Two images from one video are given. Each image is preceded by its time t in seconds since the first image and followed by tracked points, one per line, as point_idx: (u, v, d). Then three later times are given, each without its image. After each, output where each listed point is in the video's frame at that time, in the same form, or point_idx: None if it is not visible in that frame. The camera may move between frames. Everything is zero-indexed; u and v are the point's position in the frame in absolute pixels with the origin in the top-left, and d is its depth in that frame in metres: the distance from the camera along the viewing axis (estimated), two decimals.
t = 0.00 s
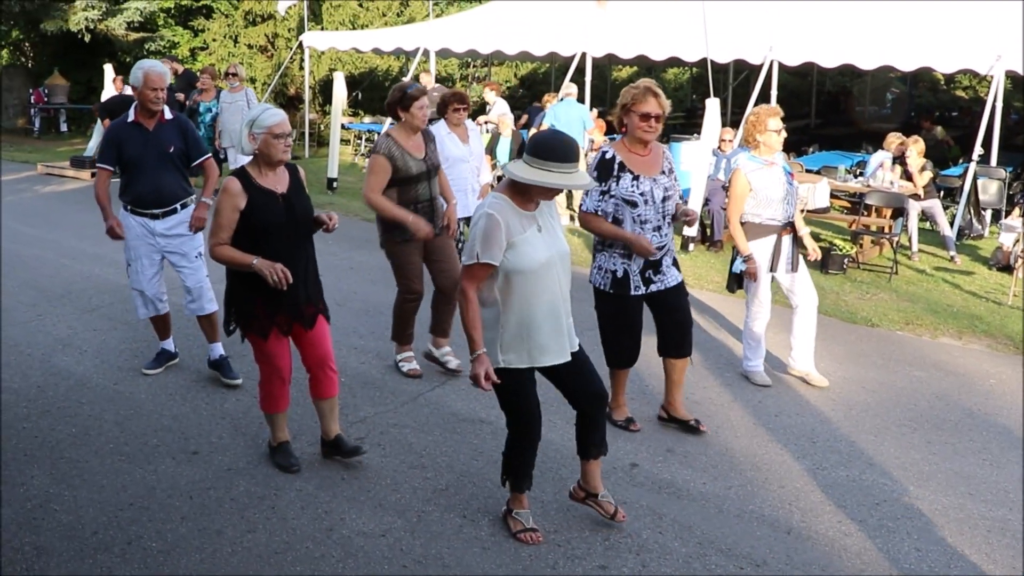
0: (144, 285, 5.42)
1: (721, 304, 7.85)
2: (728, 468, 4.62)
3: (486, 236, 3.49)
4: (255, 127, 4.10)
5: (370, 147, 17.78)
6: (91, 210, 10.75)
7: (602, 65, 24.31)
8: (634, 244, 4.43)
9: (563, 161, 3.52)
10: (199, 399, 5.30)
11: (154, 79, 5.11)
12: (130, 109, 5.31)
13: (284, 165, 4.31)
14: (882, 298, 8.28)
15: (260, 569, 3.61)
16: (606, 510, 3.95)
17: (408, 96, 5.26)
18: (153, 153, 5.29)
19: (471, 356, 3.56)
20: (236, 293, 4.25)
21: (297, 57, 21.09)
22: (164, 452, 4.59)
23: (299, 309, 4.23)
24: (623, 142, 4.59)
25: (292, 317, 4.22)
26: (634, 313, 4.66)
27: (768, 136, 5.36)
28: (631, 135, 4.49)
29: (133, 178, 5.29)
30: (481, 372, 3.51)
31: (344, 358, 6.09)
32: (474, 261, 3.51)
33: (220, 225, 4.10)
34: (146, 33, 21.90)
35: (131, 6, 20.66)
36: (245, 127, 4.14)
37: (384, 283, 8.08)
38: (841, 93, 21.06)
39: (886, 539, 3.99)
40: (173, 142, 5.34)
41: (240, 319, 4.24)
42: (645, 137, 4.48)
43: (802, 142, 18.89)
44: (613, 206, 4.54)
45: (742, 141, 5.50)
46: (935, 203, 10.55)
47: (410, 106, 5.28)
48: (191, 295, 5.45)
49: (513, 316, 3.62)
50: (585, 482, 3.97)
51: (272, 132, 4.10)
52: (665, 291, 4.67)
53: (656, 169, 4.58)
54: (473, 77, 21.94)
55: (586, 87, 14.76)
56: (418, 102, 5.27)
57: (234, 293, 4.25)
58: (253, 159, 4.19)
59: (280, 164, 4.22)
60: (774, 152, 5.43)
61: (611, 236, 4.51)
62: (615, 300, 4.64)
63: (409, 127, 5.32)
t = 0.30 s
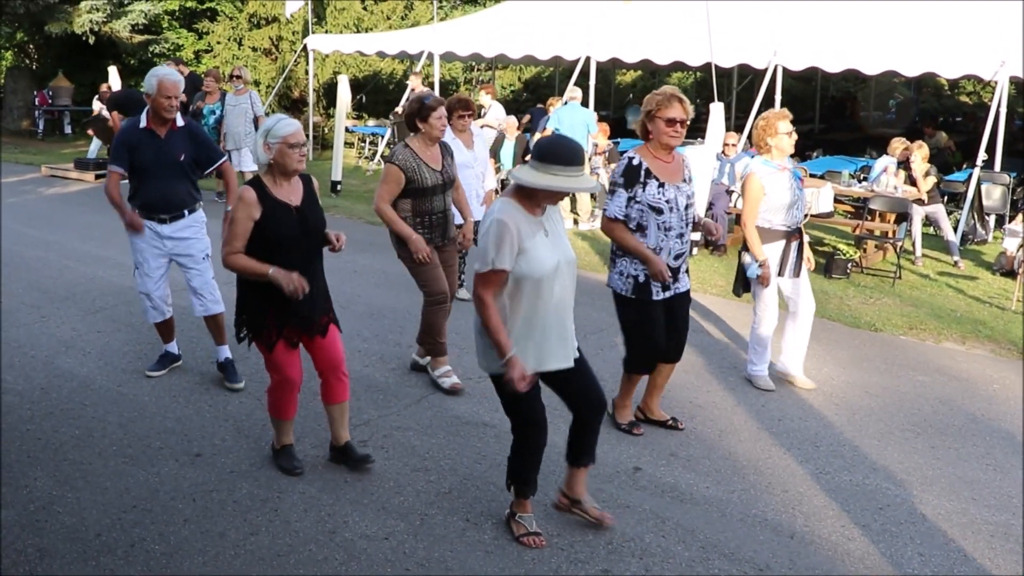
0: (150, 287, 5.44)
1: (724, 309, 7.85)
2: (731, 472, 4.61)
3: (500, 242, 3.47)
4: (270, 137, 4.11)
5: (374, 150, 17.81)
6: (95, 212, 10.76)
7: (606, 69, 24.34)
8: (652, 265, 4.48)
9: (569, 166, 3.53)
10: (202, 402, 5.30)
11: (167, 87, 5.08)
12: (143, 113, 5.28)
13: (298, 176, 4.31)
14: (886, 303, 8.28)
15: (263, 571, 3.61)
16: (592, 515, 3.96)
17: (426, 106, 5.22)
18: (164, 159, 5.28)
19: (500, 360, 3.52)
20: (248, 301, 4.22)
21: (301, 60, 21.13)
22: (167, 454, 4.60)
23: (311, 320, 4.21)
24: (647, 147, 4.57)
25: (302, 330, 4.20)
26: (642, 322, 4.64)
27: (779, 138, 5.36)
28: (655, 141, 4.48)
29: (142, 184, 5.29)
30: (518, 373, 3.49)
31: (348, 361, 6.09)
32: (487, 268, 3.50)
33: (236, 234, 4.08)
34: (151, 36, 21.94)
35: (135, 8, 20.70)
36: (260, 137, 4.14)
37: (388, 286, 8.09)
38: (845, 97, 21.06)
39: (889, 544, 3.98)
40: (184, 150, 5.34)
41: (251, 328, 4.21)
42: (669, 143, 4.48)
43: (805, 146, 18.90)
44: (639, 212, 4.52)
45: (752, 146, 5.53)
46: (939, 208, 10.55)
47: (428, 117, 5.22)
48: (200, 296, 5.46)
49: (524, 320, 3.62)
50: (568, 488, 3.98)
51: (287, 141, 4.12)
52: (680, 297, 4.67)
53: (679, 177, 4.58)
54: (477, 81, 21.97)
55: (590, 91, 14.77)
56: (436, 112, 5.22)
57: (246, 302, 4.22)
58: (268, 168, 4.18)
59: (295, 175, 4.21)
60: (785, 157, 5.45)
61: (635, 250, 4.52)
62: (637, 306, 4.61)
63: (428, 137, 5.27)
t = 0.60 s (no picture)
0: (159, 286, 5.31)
1: (726, 308, 7.85)
2: (734, 472, 4.61)
3: (509, 236, 3.49)
4: (282, 131, 4.11)
5: (376, 150, 17.81)
6: (96, 213, 10.77)
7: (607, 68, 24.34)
8: (681, 236, 4.44)
9: (580, 163, 3.51)
10: (204, 402, 5.30)
11: (191, 82, 5.07)
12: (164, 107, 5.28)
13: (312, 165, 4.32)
14: (888, 302, 8.27)
15: (265, 572, 3.61)
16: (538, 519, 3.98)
17: (432, 101, 5.22)
18: (185, 154, 5.29)
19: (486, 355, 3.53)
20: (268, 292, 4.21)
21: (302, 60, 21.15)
22: (169, 455, 4.60)
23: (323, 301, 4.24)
24: (660, 142, 4.56)
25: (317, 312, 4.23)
26: (662, 316, 4.60)
27: (790, 136, 5.36)
28: (668, 137, 4.47)
29: (161, 177, 5.26)
30: (497, 370, 3.48)
31: (350, 361, 6.09)
32: (494, 261, 3.51)
33: (253, 226, 4.10)
34: (152, 36, 21.96)
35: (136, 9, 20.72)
36: (273, 129, 4.15)
37: (390, 286, 8.09)
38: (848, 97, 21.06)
39: (891, 544, 3.98)
40: (204, 147, 5.36)
41: (272, 318, 4.19)
42: (683, 139, 4.47)
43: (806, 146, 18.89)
44: (657, 206, 4.50)
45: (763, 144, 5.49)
46: (941, 208, 10.54)
47: (434, 112, 5.21)
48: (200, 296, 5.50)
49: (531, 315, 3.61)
50: (512, 497, 3.97)
51: (300, 135, 4.11)
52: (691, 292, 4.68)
53: (692, 171, 4.58)
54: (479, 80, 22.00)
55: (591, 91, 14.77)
56: (443, 107, 5.22)
57: (267, 293, 4.20)
58: (282, 160, 4.19)
59: (309, 164, 4.23)
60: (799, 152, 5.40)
61: (656, 231, 4.46)
62: (659, 298, 4.57)
63: (434, 132, 5.28)
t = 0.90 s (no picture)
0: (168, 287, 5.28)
1: (722, 307, 7.85)
2: (730, 470, 4.61)
3: (517, 238, 3.47)
4: (283, 129, 4.12)
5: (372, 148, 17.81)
6: (92, 211, 10.75)
7: (603, 66, 24.35)
8: (682, 257, 4.44)
9: (584, 167, 3.52)
10: (200, 401, 5.29)
11: (201, 86, 5.08)
12: (169, 109, 5.27)
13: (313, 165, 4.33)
14: (884, 301, 8.27)
15: (260, 571, 3.60)
16: (533, 517, 3.99)
17: (431, 103, 5.23)
18: (193, 156, 5.30)
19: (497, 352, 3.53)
20: (268, 292, 4.20)
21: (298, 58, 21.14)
22: (165, 454, 4.59)
23: (325, 308, 4.24)
24: (660, 145, 4.53)
25: (323, 310, 4.24)
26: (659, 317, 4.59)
27: (784, 134, 5.32)
28: (667, 140, 4.46)
29: (170, 179, 5.25)
30: (512, 368, 3.51)
31: (345, 360, 6.08)
32: (500, 262, 3.48)
33: (253, 224, 4.10)
34: (148, 34, 21.93)
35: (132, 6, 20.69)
36: (274, 128, 4.15)
37: (386, 285, 8.09)
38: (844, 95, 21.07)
39: (887, 542, 3.98)
40: (208, 149, 5.39)
41: (273, 318, 4.19)
42: (682, 142, 4.47)
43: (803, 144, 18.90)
44: (665, 209, 4.47)
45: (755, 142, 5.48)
46: (937, 206, 10.55)
47: (432, 114, 5.23)
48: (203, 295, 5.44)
49: (532, 317, 3.61)
50: (508, 495, 3.97)
51: (301, 134, 4.11)
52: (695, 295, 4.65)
53: (690, 173, 4.58)
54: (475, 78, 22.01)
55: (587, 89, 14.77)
56: (441, 110, 5.23)
57: (267, 294, 4.20)
58: (283, 159, 4.20)
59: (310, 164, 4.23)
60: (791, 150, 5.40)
61: (662, 245, 4.44)
62: (665, 304, 4.55)
63: (430, 133, 5.28)
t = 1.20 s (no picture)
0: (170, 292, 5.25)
1: (720, 303, 7.84)
2: (728, 467, 4.60)
3: (515, 229, 3.48)
4: (282, 127, 4.13)
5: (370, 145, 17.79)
6: (90, 208, 10.73)
7: (602, 63, 24.35)
8: (680, 243, 4.40)
9: (574, 154, 3.52)
10: (198, 398, 5.29)
11: (201, 83, 5.09)
12: (168, 107, 5.25)
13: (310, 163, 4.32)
14: (882, 297, 8.27)
15: (257, 568, 3.59)
16: (531, 513, 3.98)
17: (426, 103, 5.20)
18: (194, 153, 5.29)
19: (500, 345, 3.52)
20: (265, 292, 4.18)
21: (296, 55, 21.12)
22: (163, 451, 4.58)
23: (321, 307, 4.23)
24: (659, 141, 4.53)
25: (319, 311, 4.23)
26: (658, 316, 4.58)
27: (780, 130, 5.36)
28: (664, 136, 4.46)
29: (172, 176, 5.23)
30: (518, 359, 3.47)
31: (343, 357, 6.07)
32: (498, 254, 3.49)
33: (252, 224, 4.08)
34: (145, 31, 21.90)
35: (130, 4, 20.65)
36: (272, 128, 4.15)
37: (384, 282, 8.09)
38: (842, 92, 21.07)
39: (885, 538, 3.97)
40: (208, 146, 5.39)
41: (270, 317, 4.16)
42: (680, 138, 4.46)
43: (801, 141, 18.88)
44: (661, 206, 4.45)
45: (753, 139, 5.49)
46: (935, 203, 10.56)
47: (427, 114, 5.22)
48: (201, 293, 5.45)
49: (532, 310, 3.60)
50: (506, 492, 3.98)
51: (299, 132, 4.12)
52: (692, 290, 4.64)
53: (688, 170, 4.56)
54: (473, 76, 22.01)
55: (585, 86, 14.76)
56: (435, 111, 5.21)
57: (263, 292, 4.18)
58: (282, 158, 4.20)
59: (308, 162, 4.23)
60: (789, 147, 5.42)
61: (658, 236, 4.41)
62: (662, 299, 4.54)
63: (425, 133, 5.28)
